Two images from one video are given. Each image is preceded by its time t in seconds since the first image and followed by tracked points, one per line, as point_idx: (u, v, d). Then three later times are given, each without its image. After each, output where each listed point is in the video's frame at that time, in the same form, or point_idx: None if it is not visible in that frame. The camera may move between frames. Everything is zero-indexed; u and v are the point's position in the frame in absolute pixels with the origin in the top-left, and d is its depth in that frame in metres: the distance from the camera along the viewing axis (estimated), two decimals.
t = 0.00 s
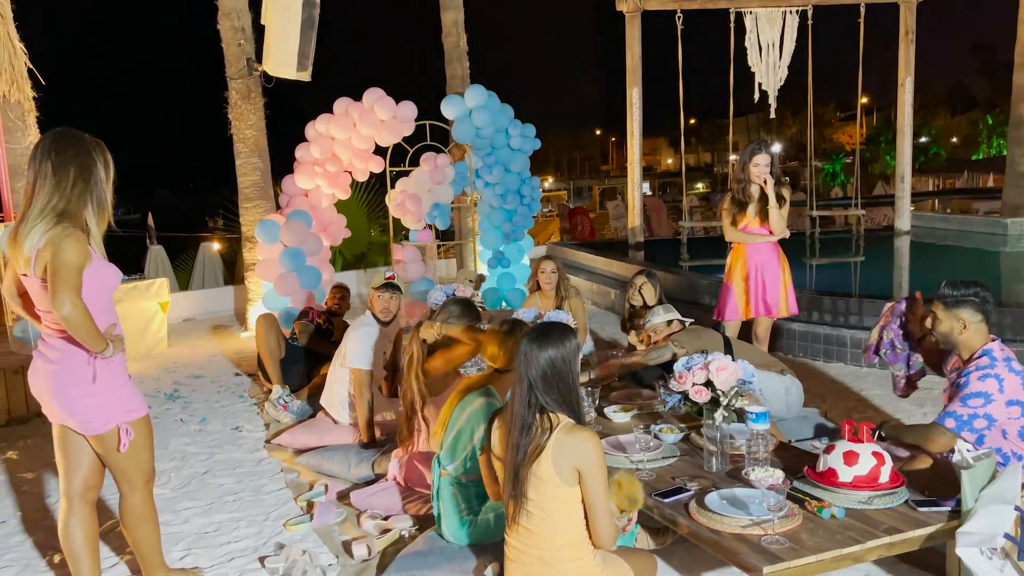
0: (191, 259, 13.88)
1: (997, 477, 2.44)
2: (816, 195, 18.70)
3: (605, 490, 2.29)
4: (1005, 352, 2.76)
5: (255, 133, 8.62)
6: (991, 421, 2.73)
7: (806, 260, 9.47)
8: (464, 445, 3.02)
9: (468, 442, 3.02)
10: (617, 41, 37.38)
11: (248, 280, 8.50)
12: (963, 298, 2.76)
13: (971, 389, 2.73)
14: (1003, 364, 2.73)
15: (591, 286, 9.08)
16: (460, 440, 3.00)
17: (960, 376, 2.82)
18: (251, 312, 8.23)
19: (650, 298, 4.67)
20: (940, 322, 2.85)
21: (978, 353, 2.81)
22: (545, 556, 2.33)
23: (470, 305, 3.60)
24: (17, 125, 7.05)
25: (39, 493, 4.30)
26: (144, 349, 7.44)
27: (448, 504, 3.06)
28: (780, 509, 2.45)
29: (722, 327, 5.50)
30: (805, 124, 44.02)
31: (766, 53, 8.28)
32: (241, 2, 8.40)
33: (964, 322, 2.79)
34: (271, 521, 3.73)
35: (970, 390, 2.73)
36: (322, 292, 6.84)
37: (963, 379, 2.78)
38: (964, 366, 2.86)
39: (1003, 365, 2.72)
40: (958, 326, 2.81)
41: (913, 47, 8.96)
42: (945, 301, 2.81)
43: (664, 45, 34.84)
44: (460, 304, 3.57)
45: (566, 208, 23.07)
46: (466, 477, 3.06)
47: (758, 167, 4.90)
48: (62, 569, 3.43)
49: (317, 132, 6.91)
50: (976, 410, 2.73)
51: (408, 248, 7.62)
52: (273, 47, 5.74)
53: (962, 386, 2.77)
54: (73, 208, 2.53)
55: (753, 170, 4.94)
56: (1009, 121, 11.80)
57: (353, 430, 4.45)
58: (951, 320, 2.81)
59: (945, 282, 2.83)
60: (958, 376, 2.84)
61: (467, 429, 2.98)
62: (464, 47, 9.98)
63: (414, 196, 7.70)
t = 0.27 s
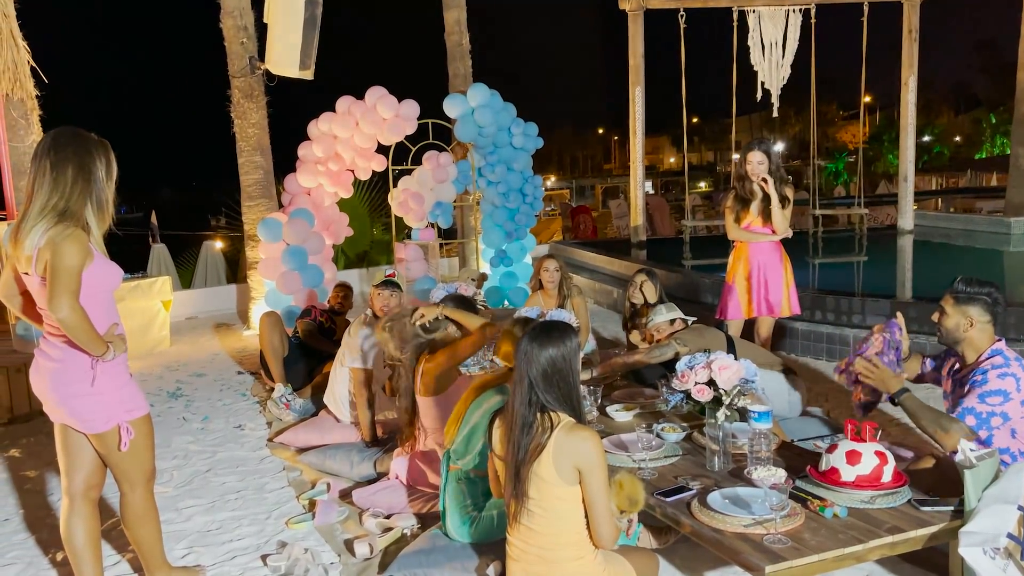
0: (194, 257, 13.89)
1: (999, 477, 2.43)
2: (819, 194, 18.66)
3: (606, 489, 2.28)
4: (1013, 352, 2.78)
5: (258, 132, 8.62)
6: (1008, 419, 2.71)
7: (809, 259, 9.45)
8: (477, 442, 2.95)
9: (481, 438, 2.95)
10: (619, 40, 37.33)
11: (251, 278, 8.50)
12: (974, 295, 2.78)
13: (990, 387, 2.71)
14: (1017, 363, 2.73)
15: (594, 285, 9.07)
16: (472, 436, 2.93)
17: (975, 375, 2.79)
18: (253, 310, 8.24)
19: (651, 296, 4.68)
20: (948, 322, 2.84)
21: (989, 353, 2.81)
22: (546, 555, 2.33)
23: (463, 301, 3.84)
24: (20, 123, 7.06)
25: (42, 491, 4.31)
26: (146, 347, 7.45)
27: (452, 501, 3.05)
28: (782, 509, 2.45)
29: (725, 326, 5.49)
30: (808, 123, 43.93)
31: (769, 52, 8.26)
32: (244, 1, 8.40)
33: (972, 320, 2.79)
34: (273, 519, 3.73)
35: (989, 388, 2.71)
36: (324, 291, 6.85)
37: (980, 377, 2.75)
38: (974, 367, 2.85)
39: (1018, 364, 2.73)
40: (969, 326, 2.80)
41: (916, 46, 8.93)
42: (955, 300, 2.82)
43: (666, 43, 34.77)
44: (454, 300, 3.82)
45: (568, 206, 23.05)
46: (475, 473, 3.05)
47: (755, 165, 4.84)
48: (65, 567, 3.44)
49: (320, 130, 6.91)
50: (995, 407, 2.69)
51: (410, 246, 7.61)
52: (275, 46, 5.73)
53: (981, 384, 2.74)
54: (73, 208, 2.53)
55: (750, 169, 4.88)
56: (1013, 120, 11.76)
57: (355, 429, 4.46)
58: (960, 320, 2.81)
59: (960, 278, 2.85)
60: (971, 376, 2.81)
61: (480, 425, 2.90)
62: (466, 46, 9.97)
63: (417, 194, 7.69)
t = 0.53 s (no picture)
0: (193, 256, 13.89)
1: (999, 477, 2.43)
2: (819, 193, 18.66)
3: (605, 488, 2.28)
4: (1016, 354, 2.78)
5: (257, 130, 8.61)
6: (1014, 421, 2.71)
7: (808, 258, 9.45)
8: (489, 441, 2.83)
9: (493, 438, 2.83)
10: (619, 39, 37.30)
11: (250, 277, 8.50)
12: (978, 296, 2.77)
13: (998, 390, 2.70)
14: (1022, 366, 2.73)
15: (593, 284, 9.07)
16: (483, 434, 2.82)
17: (981, 378, 2.78)
18: (252, 309, 8.24)
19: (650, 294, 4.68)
20: (951, 323, 2.84)
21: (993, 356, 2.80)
22: (545, 554, 2.33)
23: (454, 295, 3.60)
24: (19, 122, 7.06)
25: (41, 490, 4.30)
26: (145, 346, 7.45)
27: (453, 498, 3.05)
28: (782, 507, 2.45)
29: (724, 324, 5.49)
30: (808, 122, 43.93)
31: (768, 51, 8.25)
32: None
33: (975, 319, 2.78)
34: (272, 518, 3.73)
35: (996, 391, 2.70)
36: (323, 290, 6.85)
37: (986, 381, 2.75)
38: (977, 370, 2.85)
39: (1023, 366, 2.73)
40: (974, 328, 2.80)
41: (916, 45, 8.92)
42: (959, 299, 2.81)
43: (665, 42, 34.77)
44: (447, 296, 3.57)
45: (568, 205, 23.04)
46: (480, 469, 3.03)
47: (749, 166, 4.83)
48: (63, 566, 3.44)
49: (319, 129, 6.90)
50: (1003, 411, 2.69)
51: (410, 245, 7.62)
52: (274, 44, 5.72)
53: (988, 388, 2.73)
54: (70, 206, 2.53)
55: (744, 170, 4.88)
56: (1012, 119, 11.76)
57: (355, 428, 4.45)
58: (963, 321, 2.80)
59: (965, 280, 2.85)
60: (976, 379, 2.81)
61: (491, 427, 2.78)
62: (466, 44, 9.97)
63: (417, 193, 7.68)
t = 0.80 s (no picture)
0: (190, 255, 13.87)
1: (996, 476, 2.44)
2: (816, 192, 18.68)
3: (605, 488, 2.28)
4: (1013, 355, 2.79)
5: (255, 130, 8.60)
6: (1013, 423, 2.70)
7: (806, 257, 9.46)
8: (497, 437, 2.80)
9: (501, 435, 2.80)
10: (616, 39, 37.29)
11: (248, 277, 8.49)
12: (980, 295, 2.77)
13: (997, 392, 2.70)
14: (1020, 367, 2.74)
15: (591, 284, 9.07)
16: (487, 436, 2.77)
17: (980, 380, 2.77)
18: (250, 309, 8.24)
19: (647, 294, 4.68)
20: (949, 324, 2.84)
21: (991, 358, 2.80)
22: (545, 553, 2.33)
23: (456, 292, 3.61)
24: (16, 121, 7.05)
25: (38, 491, 4.30)
26: (143, 346, 7.44)
27: (453, 496, 3.03)
28: (780, 507, 2.45)
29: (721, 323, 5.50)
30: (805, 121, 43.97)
31: (766, 51, 8.26)
32: None
33: (977, 320, 2.78)
34: (270, 518, 3.73)
35: (996, 393, 2.70)
36: (321, 289, 6.84)
37: (985, 383, 2.74)
38: (975, 371, 2.85)
39: (1020, 368, 2.73)
40: (972, 329, 2.80)
41: (913, 44, 8.94)
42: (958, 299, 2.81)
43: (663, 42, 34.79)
44: (449, 296, 3.58)
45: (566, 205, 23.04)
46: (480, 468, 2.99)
47: (744, 167, 4.88)
48: (61, 566, 3.43)
49: (317, 129, 6.89)
50: (1003, 412, 2.69)
51: (408, 245, 7.66)
52: (272, 44, 5.72)
53: (987, 390, 2.72)
54: (67, 206, 2.52)
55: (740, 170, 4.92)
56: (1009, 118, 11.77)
57: (353, 427, 4.44)
58: (963, 322, 2.80)
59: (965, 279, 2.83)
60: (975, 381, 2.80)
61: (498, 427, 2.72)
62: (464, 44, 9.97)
63: (414, 193, 7.66)
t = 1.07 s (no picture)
0: (187, 255, 13.85)
1: (993, 475, 2.44)
2: (813, 192, 18.69)
3: (603, 488, 2.28)
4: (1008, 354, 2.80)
5: (252, 130, 8.60)
6: (1012, 420, 2.70)
7: (803, 257, 9.47)
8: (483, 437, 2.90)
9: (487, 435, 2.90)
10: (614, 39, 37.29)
11: (245, 277, 8.49)
12: (979, 294, 2.78)
13: (996, 388, 2.69)
14: (1015, 365, 2.75)
15: (588, 283, 9.07)
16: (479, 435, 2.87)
17: (978, 378, 2.77)
18: (247, 309, 8.23)
19: (645, 294, 4.68)
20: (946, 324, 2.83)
21: (987, 356, 2.81)
22: (544, 553, 2.33)
23: (460, 291, 3.63)
24: (13, 121, 7.03)
25: (35, 491, 4.29)
26: (140, 346, 7.44)
27: (450, 496, 3.04)
28: (777, 506, 2.47)
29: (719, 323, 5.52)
30: (802, 121, 44.00)
31: (763, 50, 8.27)
32: None
33: (978, 319, 2.79)
34: (268, 518, 3.73)
35: (995, 390, 2.69)
36: (318, 289, 6.84)
37: (983, 380, 2.74)
38: (971, 371, 2.85)
39: (1015, 365, 2.75)
40: (970, 328, 2.80)
41: (909, 45, 8.95)
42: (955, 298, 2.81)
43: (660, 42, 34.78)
44: (453, 295, 3.59)
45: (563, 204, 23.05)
46: (476, 467, 3.03)
47: (742, 166, 4.87)
48: (58, 566, 3.43)
49: (313, 128, 6.88)
50: (1003, 409, 2.68)
51: (405, 245, 7.63)
52: (269, 43, 5.71)
53: (986, 387, 2.72)
54: (63, 206, 2.52)
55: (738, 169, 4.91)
56: (1006, 118, 11.79)
57: (351, 427, 4.44)
58: (961, 321, 2.80)
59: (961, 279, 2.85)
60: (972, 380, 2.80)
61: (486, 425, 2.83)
62: (461, 44, 9.96)
63: (411, 193, 7.68)
